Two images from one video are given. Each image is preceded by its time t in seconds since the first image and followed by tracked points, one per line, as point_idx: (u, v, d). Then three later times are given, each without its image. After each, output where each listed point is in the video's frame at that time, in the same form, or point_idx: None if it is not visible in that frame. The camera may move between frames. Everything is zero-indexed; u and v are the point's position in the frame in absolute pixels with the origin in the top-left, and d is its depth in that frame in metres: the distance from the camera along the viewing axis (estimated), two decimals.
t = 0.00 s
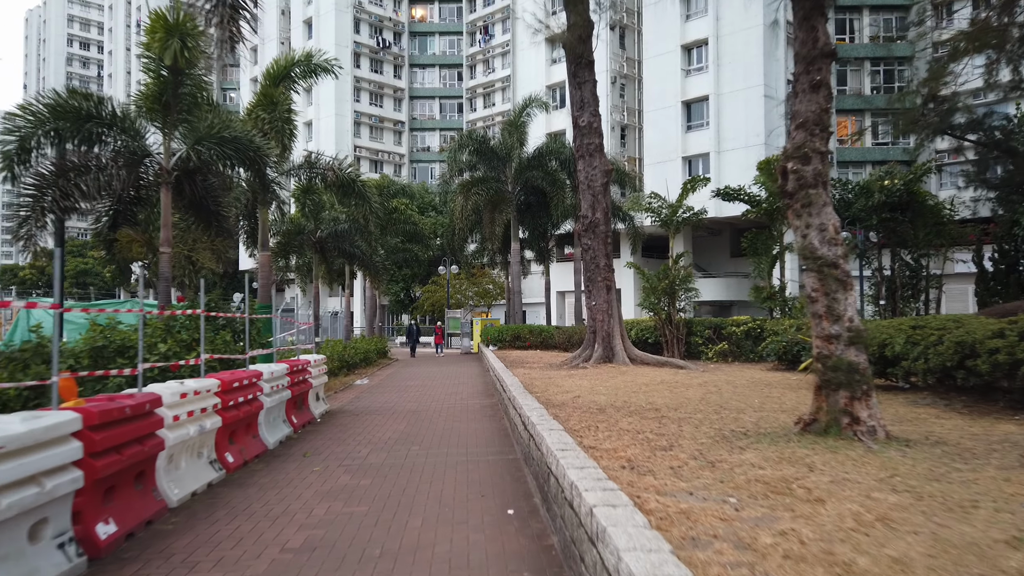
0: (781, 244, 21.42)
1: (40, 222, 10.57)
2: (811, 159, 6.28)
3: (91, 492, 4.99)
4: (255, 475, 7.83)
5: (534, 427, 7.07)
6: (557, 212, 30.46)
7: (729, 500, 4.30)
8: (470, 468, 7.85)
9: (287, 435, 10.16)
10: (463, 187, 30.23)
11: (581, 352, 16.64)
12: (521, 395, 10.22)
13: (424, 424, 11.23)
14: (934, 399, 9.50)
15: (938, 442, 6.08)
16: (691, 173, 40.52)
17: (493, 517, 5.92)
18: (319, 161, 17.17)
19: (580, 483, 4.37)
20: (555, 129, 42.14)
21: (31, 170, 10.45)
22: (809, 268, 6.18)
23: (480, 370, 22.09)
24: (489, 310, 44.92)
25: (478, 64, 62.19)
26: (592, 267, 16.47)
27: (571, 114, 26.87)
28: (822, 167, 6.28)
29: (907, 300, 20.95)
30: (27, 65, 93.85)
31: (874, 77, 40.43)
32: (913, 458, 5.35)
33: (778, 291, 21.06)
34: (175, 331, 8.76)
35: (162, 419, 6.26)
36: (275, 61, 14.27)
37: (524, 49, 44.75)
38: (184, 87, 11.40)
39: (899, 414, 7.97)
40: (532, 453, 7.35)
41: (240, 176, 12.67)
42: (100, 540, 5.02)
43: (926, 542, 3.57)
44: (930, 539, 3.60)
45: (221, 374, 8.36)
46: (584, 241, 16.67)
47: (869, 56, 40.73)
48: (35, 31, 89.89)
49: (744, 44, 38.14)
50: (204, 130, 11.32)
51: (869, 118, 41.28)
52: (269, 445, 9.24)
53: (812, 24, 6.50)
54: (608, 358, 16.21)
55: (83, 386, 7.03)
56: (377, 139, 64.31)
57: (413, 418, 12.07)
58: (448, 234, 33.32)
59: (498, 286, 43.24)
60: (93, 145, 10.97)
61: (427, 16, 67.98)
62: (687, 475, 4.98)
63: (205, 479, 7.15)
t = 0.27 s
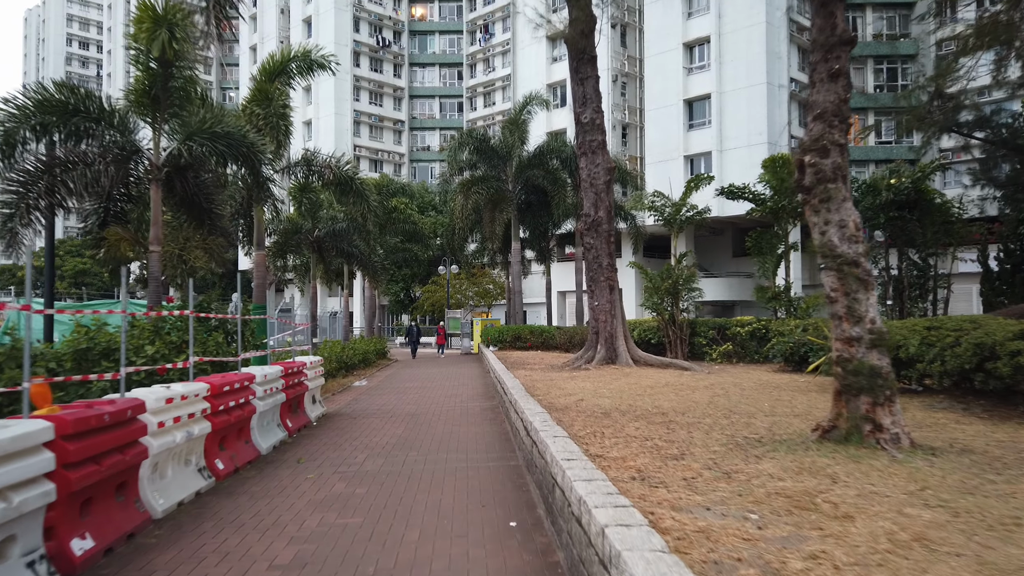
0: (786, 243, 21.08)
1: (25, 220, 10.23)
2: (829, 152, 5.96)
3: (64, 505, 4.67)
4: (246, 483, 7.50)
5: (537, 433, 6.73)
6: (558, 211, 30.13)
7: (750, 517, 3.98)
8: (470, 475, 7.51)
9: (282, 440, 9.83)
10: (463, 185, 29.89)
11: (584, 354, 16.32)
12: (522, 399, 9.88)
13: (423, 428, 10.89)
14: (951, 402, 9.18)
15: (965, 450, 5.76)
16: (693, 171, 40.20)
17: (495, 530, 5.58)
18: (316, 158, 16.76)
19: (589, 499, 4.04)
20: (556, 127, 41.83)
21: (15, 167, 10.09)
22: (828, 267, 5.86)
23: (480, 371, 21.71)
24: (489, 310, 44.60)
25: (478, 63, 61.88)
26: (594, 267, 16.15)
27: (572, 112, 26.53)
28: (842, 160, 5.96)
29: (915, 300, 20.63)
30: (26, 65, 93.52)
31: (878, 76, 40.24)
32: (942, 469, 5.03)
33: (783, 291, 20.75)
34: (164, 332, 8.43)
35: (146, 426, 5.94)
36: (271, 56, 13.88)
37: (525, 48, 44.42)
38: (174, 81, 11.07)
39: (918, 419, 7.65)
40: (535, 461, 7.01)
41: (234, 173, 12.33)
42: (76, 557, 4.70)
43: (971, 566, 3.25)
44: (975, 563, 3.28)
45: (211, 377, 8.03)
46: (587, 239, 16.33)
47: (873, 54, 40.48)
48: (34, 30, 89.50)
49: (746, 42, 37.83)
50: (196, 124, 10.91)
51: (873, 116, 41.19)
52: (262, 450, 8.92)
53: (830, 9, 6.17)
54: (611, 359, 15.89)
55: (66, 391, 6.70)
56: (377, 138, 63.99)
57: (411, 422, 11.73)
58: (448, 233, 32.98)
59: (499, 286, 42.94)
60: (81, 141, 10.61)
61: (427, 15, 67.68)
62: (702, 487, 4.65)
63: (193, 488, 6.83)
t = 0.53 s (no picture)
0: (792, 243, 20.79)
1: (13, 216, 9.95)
2: (852, 144, 5.68)
3: (44, 517, 4.39)
4: (241, 490, 7.22)
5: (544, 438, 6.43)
6: (561, 210, 29.82)
7: (777, 533, 3.69)
8: (473, 482, 7.23)
9: (278, 443, 9.55)
10: (463, 185, 29.59)
11: (588, 355, 16.00)
12: (527, 401, 9.59)
13: (424, 431, 10.58)
14: (970, 405, 8.89)
15: (995, 458, 5.48)
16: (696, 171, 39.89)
17: (500, 543, 5.30)
18: (315, 155, 16.43)
19: (603, 514, 3.75)
20: (558, 126, 41.53)
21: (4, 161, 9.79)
22: (851, 264, 5.57)
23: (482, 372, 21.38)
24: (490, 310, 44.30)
25: (479, 62, 61.57)
26: (597, 266, 15.85)
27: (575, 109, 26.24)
28: (864, 153, 5.67)
29: (924, 300, 20.31)
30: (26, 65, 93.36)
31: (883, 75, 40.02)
32: (976, 479, 4.75)
33: (789, 291, 20.45)
34: (156, 332, 8.13)
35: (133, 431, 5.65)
36: (270, 50, 13.58)
37: (527, 46, 44.14)
38: (168, 72, 10.95)
39: (939, 424, 7.36)
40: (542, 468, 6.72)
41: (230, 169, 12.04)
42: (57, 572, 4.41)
43: None
44: None
45: (204, 379, 7.73)
46: (591, 238, 16.03)
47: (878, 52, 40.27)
48: (34, 31, 89.31)
49: (750, 40, 37.54)
50: (191, 118, 10.59)
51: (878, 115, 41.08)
52: (258, 455, 8.64)
53: None
54: (615, 360, 15.59)
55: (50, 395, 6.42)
56: (378, 137, 63.73)
57: (412, 425, 11.44)
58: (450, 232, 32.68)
59: (500, 286, 42.69)
60: (72, 135, 10.32)
61: (428, 14, 67.42)
62: (722, 499, 4.36)
63: (184, 496, 6.55)
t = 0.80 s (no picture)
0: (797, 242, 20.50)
1: None
2: (868, 136, 5.40)
3: (6, 531, 4.17)
4: (229, 497, 6.96)
5: (543, 444, 6.16)
6: (562, 210, 29.52)
7: (795, 550, 3.43)
8: (470, 490, 6.94)
9: (271, 447, 9.29)
10: (464, 184, 29.33)
11: (590, 357, 15.73)
12: (527, 404, 9.31)
13: (421, 435, 10.31)
14: (985, 409, 8.60)
15: (1019, 466, 5.19)
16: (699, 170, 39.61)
17: (497, 556, 5.01)
18: (312, 152, 16.21)
19: (607, 530, 3.46)
20: (559, 125, 41.26)
21: None
22: (867, 262, 5.27)
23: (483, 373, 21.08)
24: (492, 311, 44.03)
25: (480, 61, 61.30)
26: (598, 266, 15.56)
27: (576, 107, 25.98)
28: (880, 144, 5.40)
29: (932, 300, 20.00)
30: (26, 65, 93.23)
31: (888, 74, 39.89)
32: (1003, 489, 4.46)
33: (794, 291, 20.13)
34: (143, 334, 7.86)
35: (111, 437, 5.41)
36: (264, 46, 13.34)
37: (529, 45, 43.88)
38: (157, 65, 10.72)
39: (955, 428, 7.07)
40: (541, 475, 6.45)
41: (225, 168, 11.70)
42: None
43: None
44: None
45: (192, 382, 7.46)
46: (592, 238, 15.75)
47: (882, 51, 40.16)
48: (35, 31, 89.15)
49: (753, 38, 37.27)
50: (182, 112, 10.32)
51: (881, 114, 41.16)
52: (248, 459, 8.37)
53: None
54: (617, 361, 15.29)
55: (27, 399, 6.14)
56: (378, 137, 63.51)
57: (410, 428, 11.16)
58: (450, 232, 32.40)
59: (501, 286, 42.47)
60: (58, 130, 10.08)
61: (429, 13, 67.19)
62: (733, 512, 4.08)
63: (167, 504, 6.30)
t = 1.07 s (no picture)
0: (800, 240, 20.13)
1: None
2: (886, 121, 5.05)
3: None
4: (209, 506, 6.62)
5: (539, 451, 5.81)
6: (562, 208, 29.16)
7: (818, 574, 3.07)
8: (464, 497, 6.60)
9: (258, 451, 8.94)
10: (462, 182, 28.97)
11: (590, 357, 15.36)
12: (524, 407, 8.97)
13: (415, 438, 9.96)
14: (1002, 411, 8.25)
15: None
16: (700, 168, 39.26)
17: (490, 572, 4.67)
18: (304, 147, 15.86)
19: (606, 551, 3.11)
20: (559, 123, 40.94)
21: None
22: (886, 256, 4.93)
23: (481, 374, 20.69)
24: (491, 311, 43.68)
25: (479, 60, 60.96)
26: (598, 264, 15.24)
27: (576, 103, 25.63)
28: (899, 130, 5.05)
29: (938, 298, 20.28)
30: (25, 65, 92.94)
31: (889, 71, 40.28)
32: None
33: (798, 290, 19.74)
34: (121, 334, 7.53)
35: (78, 445, 5.07)
36: (254, 38, 12.99)
37: (529, 43, 43.56)
38: (138, 54, 10.20)
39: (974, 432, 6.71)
40: (537, 482, 6.10)
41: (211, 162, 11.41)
42: None
43: None
44: None
45: (172, 384, 7.12)
46: (592, 235, 15.40)
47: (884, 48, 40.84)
48: (33, 30, 88.74)
49: (754, 35, 36.93)
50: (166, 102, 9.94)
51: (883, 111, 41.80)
52: (233, 464, 8.02)
53: None
54: (618, 362, 14.95)
55: None
56: (377, 136, 63.17)
57: (403, 431, 10.81)
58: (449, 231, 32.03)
59: (501, 285, 42.14)
60: (36, 122, 9.77)
61: (428, 12, 66.85)
62: (746, 527, 3.73)
63: (143, 514, 5.96)
